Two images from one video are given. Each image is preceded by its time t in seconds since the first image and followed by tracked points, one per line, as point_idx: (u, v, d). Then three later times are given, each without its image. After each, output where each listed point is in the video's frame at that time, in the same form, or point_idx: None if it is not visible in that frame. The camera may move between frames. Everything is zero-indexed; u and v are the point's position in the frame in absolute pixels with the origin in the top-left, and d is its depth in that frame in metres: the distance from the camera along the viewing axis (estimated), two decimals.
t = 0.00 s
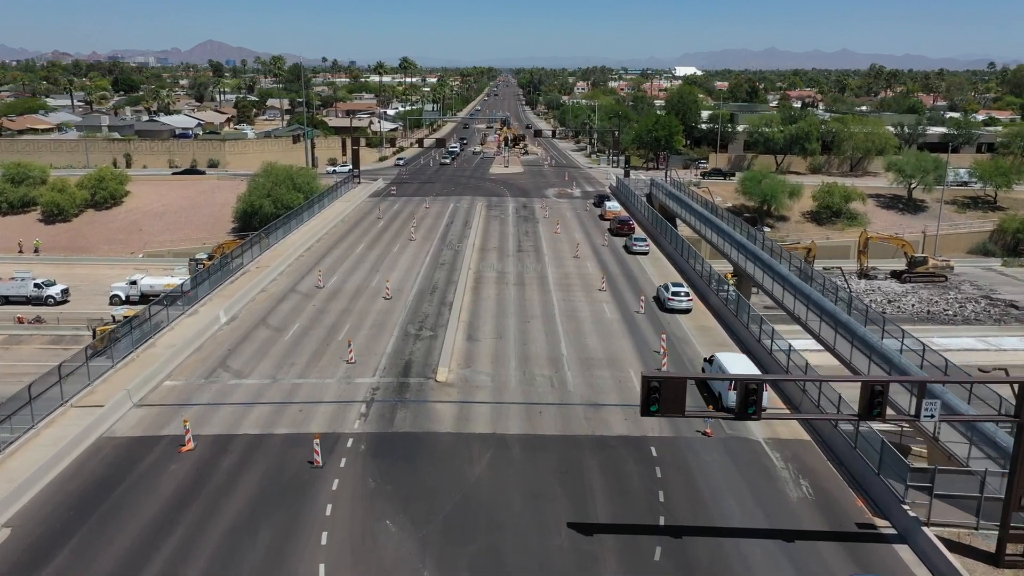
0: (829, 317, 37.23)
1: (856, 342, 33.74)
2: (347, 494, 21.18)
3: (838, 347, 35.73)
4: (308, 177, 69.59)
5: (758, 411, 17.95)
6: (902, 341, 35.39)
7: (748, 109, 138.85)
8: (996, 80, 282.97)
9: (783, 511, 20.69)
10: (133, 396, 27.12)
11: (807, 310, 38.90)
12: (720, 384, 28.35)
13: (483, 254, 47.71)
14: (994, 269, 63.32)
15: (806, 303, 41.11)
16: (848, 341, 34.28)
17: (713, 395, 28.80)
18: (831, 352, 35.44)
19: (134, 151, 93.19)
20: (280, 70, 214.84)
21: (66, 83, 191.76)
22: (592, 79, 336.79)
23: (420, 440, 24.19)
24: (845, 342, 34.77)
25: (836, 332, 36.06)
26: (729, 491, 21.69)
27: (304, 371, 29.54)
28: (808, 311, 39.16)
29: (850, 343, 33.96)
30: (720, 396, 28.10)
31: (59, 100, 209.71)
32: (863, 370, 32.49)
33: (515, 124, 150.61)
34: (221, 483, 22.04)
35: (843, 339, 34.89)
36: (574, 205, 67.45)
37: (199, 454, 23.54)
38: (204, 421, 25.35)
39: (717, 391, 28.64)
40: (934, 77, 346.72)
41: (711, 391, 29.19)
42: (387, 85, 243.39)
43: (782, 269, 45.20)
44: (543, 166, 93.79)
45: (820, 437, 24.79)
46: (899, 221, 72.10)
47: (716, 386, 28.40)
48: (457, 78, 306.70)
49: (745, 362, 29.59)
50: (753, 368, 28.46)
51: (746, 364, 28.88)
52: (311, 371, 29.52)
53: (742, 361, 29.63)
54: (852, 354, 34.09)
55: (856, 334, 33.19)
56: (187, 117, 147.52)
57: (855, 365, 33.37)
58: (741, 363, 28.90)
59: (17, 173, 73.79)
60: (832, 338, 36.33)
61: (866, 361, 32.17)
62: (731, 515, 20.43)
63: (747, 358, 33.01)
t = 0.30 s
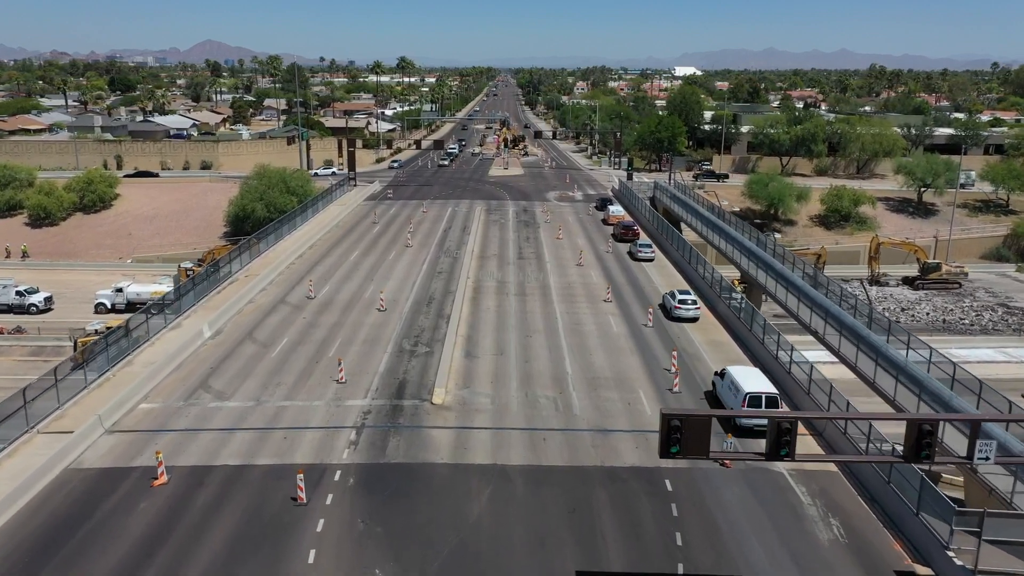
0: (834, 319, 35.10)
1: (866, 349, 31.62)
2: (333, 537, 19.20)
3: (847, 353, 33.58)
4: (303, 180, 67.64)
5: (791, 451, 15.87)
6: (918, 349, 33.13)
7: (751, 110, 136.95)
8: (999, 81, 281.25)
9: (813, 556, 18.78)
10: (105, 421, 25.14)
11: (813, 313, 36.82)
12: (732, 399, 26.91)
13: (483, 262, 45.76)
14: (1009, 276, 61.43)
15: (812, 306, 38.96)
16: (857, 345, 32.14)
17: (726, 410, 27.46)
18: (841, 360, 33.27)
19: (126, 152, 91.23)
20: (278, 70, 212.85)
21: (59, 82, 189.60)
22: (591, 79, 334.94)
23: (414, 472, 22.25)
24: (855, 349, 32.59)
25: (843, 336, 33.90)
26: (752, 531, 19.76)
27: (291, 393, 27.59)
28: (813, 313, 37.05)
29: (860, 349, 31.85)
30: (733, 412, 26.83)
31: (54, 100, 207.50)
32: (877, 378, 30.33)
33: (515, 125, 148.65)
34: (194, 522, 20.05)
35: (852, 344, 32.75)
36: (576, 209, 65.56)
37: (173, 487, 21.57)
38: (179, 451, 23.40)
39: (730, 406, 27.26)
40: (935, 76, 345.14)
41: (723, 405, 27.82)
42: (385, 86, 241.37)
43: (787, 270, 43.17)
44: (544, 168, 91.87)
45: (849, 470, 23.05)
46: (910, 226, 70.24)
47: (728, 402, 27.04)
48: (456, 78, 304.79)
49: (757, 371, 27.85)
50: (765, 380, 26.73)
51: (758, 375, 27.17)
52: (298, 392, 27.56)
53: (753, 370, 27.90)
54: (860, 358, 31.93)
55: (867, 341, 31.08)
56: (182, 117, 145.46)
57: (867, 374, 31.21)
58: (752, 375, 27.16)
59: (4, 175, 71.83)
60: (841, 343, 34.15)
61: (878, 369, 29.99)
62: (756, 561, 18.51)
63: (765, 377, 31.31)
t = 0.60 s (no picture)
0: (853, 332, 33.01)
1: (891, 367, 29.53)
2: None
3: (871, 371, 31.41)
4: (297, 183, 65.67)
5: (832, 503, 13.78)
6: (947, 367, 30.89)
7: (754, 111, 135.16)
8: (1002, 80, 278.81)
9: None
10: (73, 451, 23.13)
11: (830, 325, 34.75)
12: (745, 416, 25.04)
13: (483, 270, 43.79)
14: None
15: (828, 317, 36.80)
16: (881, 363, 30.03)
17: (739, 426, 25.59)
18: (862, 377, 31.18)
19: (118, 153, 89.31)
20: (275, 69, 210.85)
21: (54, 82, 187.50)
22: (592, 80, 333.01)
23: (407, 510, 20.27)
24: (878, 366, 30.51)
25: (864, 351, 31.79)
26: None
27: (276, 417, 25.63)
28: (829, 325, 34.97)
29: (887, 368, 29.61)
30: (747, 430, 24.97)
31: (49, 100, 205.52)
32: (907, 402, 28.06)
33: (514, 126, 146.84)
34: (162, 567, 18.05)
35: (876, 361, 30.58)
36: (578, 213, 63.63)
37: (143, 526, 19.59)
38: (150, 485, 21.42)
39: (743, 423, 25.38)
40: (936, 76, 343.61)
41: (737, 422, 25.94)
42: (384, 86, 239.32)
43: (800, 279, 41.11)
44: (545, 170, 89.98)
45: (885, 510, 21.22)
46: (921, 230, 68.39)
47: (741, 418, 25.16)
48: (455, 77, 302.95)
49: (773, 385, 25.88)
50: (782, 396, 24.75)
51: (774, 390, 25.21)
52: (284, 416, 25.61)
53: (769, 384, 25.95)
54: (884, 377, 29.82)
55: (892, 359, 28.98)
56: (176, 117, 143.54)
57: (894, 395, 28.97)
58: (767, 390, 25.21)
59: None
60: (861, 359, 32.04)
61: (905, 390, 27.89)
62: None
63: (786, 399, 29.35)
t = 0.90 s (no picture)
0: (876, 347, 30.48)
1: (920, 388, 26.94)
2: None
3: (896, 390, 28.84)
4: (290, 185, 63.73)
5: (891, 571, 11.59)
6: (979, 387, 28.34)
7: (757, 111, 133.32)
8: (1005, 80, 277.20)
9: None
10: (34, 485, 21.15)
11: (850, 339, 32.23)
12: (761, 435, 23.20)
13: (482, 279, 41.87)
14: None
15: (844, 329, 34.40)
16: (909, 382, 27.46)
17: (754, 446, 23.80)
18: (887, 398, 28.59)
19: (109, 155, 87.41)
20: (272, 69, 208.87)
21: (48, 82, 185.67)
22: (592, 79, 331.22)
23: (398, 556, 18.23)
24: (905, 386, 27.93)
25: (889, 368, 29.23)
26: None
27: (259, 445, 23.67)
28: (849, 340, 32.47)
29: (915, 389, 27.03)
30: (763, 450, 23.15)
31: (44, 100, 203.44)
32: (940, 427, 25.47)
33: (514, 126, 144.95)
34: None
35: (903, 380, 28.03)
36: (581, 217, 61.72)
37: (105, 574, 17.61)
38: (117, 526, 19.45)
39: (759, 442, 23.57)
40: (938, 75, 341.94)
41: (751, 440, 24.14)
42: (382, 86, 237.36)
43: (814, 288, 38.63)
44: (545, 172, 88.05)
45: (925, 551, 18.85)
46: (933, 235, 66.48)
47: (757, 438, 23.35)
48: (454, 77, 301.07)
49: (789, 401, 24.06)
50: (799, 413, 22.94)
51: (790, 407, 23.41)
52: (268, 445, 23.66)
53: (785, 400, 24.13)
54: (913, 398, 27.25)
55: (922, 379, 26.42)
56: (171, 117, 141.58)
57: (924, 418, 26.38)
58: (783, 406, 23.40)
59: None
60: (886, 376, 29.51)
61: (938, 415, 25.31)
62: None
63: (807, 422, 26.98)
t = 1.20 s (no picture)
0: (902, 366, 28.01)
1: (955, 412, 24.54)
2: None
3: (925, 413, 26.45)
4: (284, 188, 61.74)
5: None
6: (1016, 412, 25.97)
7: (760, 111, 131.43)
8: (1008, 80, 275.80)
9: None
10: None
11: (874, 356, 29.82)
12: (779, 456, 21.75)
13: (482, 289, 39.95)
14: None
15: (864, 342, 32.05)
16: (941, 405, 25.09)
17: (771, 468, 22.34)
18: (917, 422, 26.19)
19: (99, 156, 85.54)
20: (269, 69, 206.81)
21: (42, 81, 183.22)
22: (592, 79, 329.35)
23: None
24: (938, 410, 25.49)
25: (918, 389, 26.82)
26: None
27: (239, 477, 21.70)
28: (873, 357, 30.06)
29: (948, 412, 24.62)
30: (780, 472, 21.71)
31: (38, 99, 201.05)
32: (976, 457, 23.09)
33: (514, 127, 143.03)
34: None
35: (933, 403, 25.64)
36: (583, 221, 59.80)
37: None
38: None
39: (775, 464, 22.11)
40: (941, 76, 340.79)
41: (768, 461, 22.68)
42: (380, 86, 235.34)
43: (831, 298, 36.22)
44: (546, 174, 86.13)
45: None
46: (946, 240, 64.61)
47: (774, 458, 21.89)
48: (453, 77, 299.05)
49: (808, 419, 22.60)
50: (820, 432, 21.49)
51: (809, 426, 21.94)
52: (248, 477, 21.68)
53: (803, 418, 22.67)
54: (945, 422, 24.89)
55: (957, 403, 24.05)
56: (165, 117, 139.62)
57: (958, 445, 24.00)
58: (802, 425, 21.94)
59: None
60: (914, 398, 27.13)
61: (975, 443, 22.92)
62: None
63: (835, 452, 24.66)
